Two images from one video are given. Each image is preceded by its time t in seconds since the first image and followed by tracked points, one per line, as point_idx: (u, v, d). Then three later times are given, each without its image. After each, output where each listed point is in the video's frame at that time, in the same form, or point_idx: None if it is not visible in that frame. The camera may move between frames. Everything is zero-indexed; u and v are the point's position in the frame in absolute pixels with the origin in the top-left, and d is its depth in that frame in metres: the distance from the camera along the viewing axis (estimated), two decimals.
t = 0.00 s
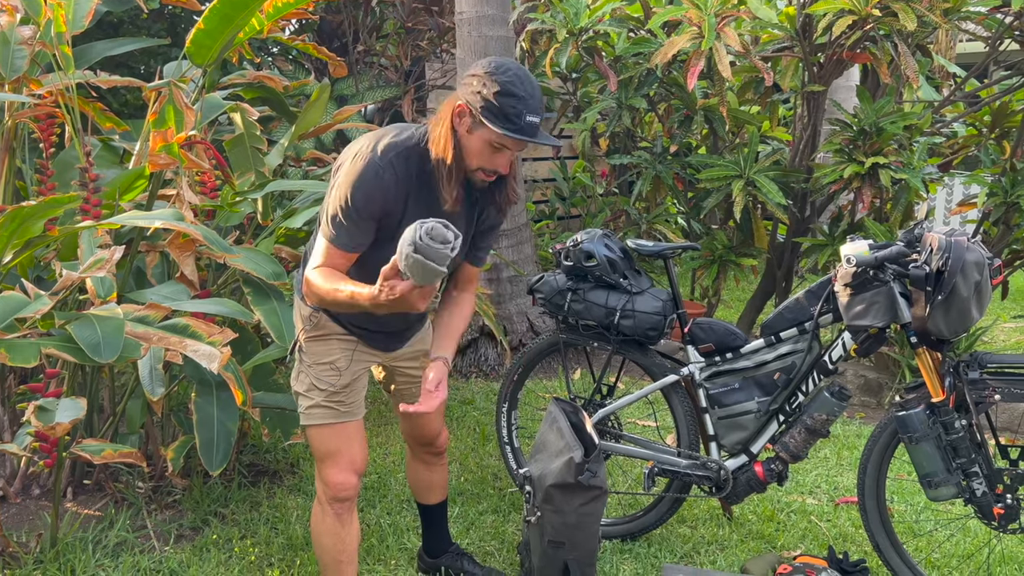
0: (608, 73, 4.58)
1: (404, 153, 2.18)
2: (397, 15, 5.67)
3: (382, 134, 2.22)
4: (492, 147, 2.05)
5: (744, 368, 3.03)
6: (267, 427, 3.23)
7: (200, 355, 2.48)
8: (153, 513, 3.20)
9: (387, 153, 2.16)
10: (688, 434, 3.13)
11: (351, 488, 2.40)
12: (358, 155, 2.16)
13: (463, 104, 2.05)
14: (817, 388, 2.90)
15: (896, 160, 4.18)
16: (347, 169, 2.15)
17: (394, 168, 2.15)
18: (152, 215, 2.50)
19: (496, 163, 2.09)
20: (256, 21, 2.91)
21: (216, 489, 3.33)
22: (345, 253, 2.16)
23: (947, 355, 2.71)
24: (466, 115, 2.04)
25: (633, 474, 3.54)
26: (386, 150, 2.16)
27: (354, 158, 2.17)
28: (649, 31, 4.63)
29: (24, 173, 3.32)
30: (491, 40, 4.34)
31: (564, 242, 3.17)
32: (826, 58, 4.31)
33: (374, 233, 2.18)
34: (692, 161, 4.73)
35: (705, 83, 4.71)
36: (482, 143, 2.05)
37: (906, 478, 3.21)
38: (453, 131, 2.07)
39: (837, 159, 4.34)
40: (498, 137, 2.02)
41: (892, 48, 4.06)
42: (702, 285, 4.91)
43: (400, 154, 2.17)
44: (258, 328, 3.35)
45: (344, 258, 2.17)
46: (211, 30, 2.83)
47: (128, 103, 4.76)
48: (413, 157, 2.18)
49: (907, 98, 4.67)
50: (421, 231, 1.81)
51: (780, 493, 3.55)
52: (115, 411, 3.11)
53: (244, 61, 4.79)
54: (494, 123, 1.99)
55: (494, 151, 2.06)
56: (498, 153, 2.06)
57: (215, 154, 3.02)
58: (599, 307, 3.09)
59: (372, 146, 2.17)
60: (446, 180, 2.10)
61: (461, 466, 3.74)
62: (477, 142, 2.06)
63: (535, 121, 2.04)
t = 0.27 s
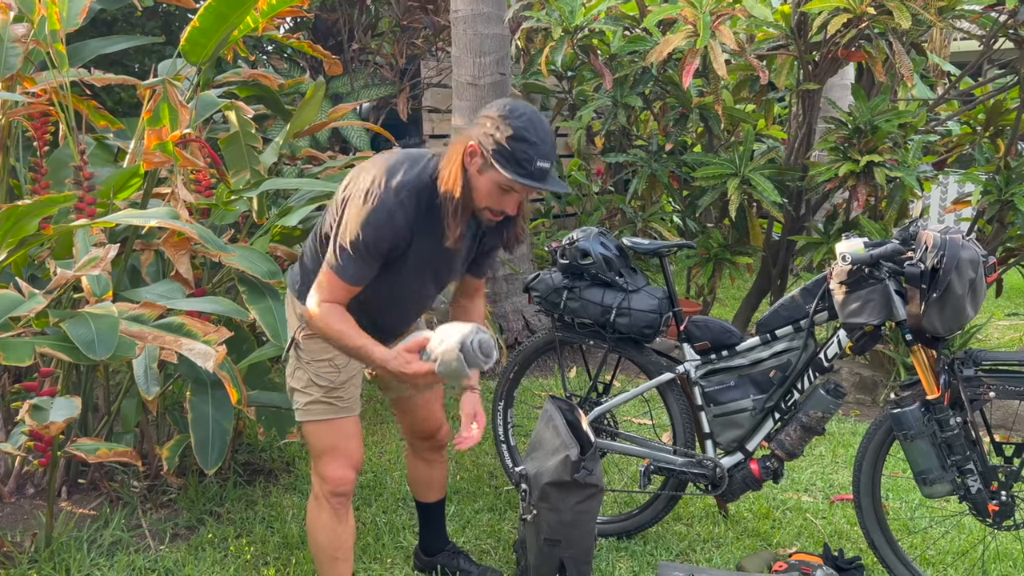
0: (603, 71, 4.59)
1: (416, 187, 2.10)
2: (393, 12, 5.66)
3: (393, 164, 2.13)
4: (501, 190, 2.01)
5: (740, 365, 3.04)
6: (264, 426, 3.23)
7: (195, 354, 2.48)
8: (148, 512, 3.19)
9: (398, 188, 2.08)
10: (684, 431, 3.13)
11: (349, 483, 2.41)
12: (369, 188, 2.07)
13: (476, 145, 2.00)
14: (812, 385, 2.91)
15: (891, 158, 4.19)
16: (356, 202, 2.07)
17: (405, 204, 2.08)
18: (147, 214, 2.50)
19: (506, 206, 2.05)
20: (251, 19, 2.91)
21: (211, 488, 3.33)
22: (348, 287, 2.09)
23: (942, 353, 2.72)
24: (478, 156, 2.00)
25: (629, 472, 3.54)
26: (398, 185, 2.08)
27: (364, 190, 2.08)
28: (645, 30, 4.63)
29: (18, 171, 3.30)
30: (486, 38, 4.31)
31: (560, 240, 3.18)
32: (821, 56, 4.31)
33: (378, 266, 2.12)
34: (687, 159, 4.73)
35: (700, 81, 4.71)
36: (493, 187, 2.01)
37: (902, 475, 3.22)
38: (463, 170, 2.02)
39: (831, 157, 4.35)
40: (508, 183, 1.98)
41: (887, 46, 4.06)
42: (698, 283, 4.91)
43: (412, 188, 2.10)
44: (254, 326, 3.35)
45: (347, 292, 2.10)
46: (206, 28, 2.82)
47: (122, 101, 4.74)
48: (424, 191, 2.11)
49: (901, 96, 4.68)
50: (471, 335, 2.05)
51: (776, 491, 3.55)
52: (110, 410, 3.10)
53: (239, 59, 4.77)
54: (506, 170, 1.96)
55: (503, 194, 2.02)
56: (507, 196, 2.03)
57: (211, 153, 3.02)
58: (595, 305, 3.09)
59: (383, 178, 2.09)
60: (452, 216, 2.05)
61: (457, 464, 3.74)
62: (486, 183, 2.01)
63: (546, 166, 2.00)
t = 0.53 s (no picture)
0: (599, 70, 4.59)
1: (429, 231, 2.05)
2: (388, 11, 5.65)
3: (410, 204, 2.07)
4: (512, 246, 1.97)
5: (736, 364, 3.04)
6: (260, 425, 3.23)
7: (191, 353, 2.47)
8: (144, 511, 3.18)
9: (410, 232, 2.02)
10: (680, 430, 3.14)
11: (342, 478, 2.41)
12: (381, 230, 2.02)
13: (490, 200, 1.97)
14: (808, 383, 2.91)
15: (886, 156, 4.19)
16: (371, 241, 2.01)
17: (416, 248, 2.02)
18: (142, 213, 2.50)
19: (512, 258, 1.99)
20: (247, 18, 2.92)
21: (207, 488, 3.32)
22: (354, 326, 2.04)
23: (937, 351, 2.72)
24: (492, 210, 1.97)
25: (625, 471, 3.53)
26: (410, 229, 2.03)
27: (375, 231, 2.03)
28: (641, 28, 4.63)
29: (13, 170, 3.29)
30: (482, 37, 4.29)
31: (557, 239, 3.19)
32: (817, 55, 4.31)
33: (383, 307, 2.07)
34: (683, 158, 4.73)
35: (696, 80, 4.72)
36: (504, 242, 1.97)
37: (897, 473, 3.23)
38: (477, 223, 1.98)
39: (827, 156, 4.36)
40: (520, 243, 1.95)
41: (882, 45, 4.07)
42: (694, 282, 4.92)
43: (423, 231, 2.05)
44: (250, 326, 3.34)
45: (351, 331, 2.04)
46: (201, 27, 2.82)
47: (117, 100, 4.73)
48: (435, 236, 2.06)
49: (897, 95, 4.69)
50: (478, 424, 2.06)
51: (771, 489, 3.56)
52: (105, 409, 3.10)
53: (234, 58, 4.76)
54: (519, 230, 1.92)
55: (512, 249, 1.97)
56: (517, 252, 1.99)
57: (206, 152, 3.03)
58: (591, 304, 3.09)
59: (396, 220, 2.03)
60: (464, 268, 2.00)
61: (453, 463, 3.74)
62: (497, 238, 1.98)
63: (558, 228, 1.97)
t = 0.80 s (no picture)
0: (585, 66, 4.59)
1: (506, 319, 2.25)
2: (373, 7, 5.63)
3: (492, 285, 2.25)
4: (558, 352, 2.23)
5: (720, 359, 3.05)
6: (244, 423, 3.21)
7: (175, 351, 2.46)
8: (129, 510, 3.17)
9: (497, 318, 2.21)
10: (665, 425, 3.15)
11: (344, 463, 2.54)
12: (474, 309, 2.18)
13: (551, 326, 2.18)
14: (792, 378, 2.94)
15: (869, 153, 4.22)
16: (456, 311, 2.17)
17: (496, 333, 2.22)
18: (126, 210, 2.50)
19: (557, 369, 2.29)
20: (230, 14, 2.91)
21: (193, 486, 3.31)
22: (423, 376, 2.18)
23: (919, 346, 2.74)
24: (550, 333, 2.19)
25: (611, 466, 3.54)
26: (497, 315, 2.21)
27: (468, 309, 2.18)
28: (626, 25, 4.64)
29: None
30: (467, 33, 4.29)
31: (543, 236, 3.20)
32: (800, 52, 4.33)
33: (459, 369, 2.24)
34: (669, 154, 4.74)
35: (680, 77, 4.73)
36: (557, 349, 2.23)
37: (880, 467, 3.25)
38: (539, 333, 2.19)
39: (811, 152, 4.38)
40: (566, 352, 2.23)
41: (865, 42, 4.09)
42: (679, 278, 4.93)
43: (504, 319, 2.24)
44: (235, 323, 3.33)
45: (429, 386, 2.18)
46: (184, 22, 2.80)
47: (99, 96, 4.69)
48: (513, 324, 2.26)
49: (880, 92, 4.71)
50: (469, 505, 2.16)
51: (756, 483, 3.58)
52: (89, 408, 3.07)
53: (218, 54, 4.73)
54: (574, 352, 2.17)
55: (561, 355, 2.23)
56: (560, 355, 2.24)
57: (190, 148, 3.03)
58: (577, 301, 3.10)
59: (487, 303, 2.21)
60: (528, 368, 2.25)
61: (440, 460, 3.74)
62: (553, 352, 2.24)
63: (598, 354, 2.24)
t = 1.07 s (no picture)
0: (584, 66, 4.60)
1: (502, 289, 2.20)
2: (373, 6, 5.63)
3: (478, 259, 2.22)
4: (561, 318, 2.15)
5: (720, 359, 3.05)
6: (244, 422, 3.21)
7: (175, 350, 2.46)
8: (129, 510, 3.16)
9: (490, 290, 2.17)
10: (665, 424, 3.15)
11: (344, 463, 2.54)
12: (464, 282, 2.15)
13: (548, 286, 2.10)
14: (791, 377, 2.94)
15: (869, 152, 4.22)
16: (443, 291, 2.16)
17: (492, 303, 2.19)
18: (125, 209, 2.50)
19: (558, 337, 2.22)
20: (230, 13, 2.91)
21: (192, 485, 3.30)
22: (423, 360, 2.19)
23: (919, 345, 2.75)
24: (548, 293, 2.11)
25: (611, 466, 3.53)
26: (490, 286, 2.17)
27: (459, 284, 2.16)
28: (626, 25, 4.63)
29: None
30: (467, 32, 4.29)
31: (541, 235, 3.18)
32: (800, 51, 4.33)
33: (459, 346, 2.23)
34: (669, 154, 4.74)
35: (680, 76, 4.73)
36: (556, 315, 2.14)
37: (879, 466, 3.25)
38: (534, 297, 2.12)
39: (811, 152, 4.38)
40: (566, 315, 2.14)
41: (865, 42, 4.09)
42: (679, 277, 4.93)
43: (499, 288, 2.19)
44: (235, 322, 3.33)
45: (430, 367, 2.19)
46: (183, 21, 2.79)
47: (99, 96, 4.69)
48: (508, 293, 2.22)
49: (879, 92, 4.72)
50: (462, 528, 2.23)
51: (756, 483, 3.58)
52: (89, 407, 3.07)
53: (218, 53, 4.73)
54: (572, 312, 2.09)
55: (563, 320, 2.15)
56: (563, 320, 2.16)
57: (189, 147, 3.02)
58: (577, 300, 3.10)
59: (476, 275, 2.17)
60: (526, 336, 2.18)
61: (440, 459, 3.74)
62: (552, 314, 2.15)
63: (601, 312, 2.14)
